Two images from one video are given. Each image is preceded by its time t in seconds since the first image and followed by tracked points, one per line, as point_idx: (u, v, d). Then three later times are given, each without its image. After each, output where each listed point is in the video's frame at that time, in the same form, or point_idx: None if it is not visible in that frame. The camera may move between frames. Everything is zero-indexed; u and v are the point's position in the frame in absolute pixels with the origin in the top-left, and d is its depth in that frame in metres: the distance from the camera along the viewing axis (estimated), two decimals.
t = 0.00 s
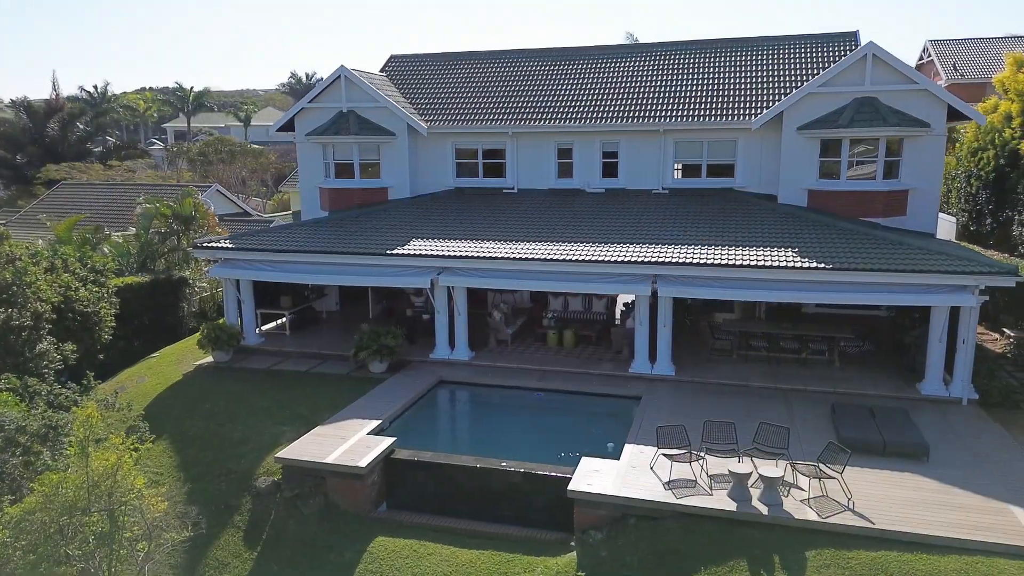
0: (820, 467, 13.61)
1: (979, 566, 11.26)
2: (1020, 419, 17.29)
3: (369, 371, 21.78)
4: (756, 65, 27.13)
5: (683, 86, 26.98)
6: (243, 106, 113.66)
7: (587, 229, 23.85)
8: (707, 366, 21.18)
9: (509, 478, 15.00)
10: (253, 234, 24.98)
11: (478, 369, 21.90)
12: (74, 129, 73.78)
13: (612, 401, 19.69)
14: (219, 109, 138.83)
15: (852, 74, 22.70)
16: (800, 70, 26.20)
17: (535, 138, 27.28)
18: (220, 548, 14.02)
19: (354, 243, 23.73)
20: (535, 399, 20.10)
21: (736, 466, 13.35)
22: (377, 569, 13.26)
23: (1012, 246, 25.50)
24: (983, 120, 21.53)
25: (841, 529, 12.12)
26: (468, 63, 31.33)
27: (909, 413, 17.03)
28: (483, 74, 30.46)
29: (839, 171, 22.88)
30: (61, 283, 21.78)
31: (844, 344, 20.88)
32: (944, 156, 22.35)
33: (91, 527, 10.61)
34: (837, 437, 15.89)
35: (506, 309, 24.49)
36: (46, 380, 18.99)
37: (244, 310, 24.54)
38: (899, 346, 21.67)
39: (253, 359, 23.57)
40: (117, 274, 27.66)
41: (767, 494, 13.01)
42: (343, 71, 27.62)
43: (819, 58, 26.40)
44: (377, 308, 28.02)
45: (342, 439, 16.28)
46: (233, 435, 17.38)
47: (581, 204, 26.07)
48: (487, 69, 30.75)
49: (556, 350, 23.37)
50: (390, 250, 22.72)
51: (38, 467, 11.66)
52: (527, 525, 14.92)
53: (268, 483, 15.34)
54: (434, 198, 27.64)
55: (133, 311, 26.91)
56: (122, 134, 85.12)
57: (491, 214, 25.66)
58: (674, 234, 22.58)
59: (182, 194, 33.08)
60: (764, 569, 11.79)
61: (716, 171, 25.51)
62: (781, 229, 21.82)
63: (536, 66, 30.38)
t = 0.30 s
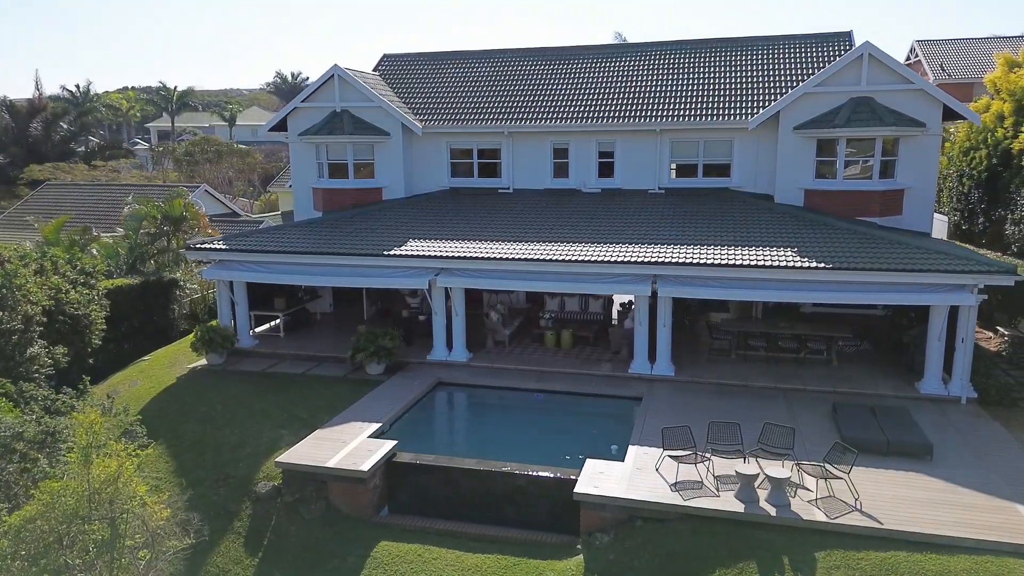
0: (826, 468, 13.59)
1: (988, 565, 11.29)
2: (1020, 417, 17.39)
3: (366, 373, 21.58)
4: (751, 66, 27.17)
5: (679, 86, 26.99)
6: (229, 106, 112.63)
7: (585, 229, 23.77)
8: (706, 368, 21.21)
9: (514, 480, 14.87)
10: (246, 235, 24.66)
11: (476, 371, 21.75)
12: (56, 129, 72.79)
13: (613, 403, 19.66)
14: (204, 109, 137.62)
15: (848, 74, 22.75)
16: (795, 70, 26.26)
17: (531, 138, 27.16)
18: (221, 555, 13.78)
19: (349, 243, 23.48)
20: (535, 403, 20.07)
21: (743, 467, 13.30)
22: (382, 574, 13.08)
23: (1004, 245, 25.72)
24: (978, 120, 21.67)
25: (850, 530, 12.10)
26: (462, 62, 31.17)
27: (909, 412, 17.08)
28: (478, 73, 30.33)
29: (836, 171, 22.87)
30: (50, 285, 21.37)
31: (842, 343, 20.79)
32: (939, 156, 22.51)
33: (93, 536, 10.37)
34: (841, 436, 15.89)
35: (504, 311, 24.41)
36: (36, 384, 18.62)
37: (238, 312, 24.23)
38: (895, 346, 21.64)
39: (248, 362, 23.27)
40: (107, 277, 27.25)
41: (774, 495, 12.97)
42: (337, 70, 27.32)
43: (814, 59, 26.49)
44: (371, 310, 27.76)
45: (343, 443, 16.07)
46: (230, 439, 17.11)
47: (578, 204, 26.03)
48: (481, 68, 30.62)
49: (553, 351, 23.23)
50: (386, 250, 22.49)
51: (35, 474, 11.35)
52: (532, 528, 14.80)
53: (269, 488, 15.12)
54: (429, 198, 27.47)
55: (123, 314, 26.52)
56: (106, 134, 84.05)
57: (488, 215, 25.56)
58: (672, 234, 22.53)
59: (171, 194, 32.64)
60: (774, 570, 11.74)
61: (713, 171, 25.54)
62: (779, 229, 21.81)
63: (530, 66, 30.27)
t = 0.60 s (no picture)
0: (833, 469, 13.53)
1: (998, 566, 11.27)
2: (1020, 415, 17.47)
3: (363, 376, 21.33)
4: (746, 66, 27.19)
5: (675, 86, 26.95)
6: (214, 105, 111.55)
7: (582, 229, 23.67)
8: (705, 369, 21.15)
9: (518, 484, 14.70)
10: (239, 237, 24.31)
11: (475, 373, 21.57)
12: (40, 129, 71.91)
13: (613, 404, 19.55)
14: (189, 108, 136.24)
15: (845, 74, 22.79)
16: (790, 71, 26.31)
17: (527, 137, 27.01)
18: (221, 563, 13.52)
19: (345, 244, 23.23)
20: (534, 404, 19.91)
21: (750, 468, 13.20)
22: None
23: (998, 244, 25.89)
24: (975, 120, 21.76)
25: (860, 532, 12.04)
26: (455, 61, 30.98)
27: (911, 412, 17.09)
28: (471, 73, 30.15)
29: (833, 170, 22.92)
30: (40, 288, 20.96)
31: (841, 342, 20.78)
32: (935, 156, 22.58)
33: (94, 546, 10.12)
34: (844, 436, 15.87)
35: (501, 312, 24.25)
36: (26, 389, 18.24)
37: (231, 314, 23.89)
38: (894, 345, 21.64)
39: (242, 365, 22.94)
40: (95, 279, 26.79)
41: (782, 497, 12.90)
42: (330, 69, 27.00)
43: (809, 59, 26.56)
44: (366, 312, 27.52)
45: (343, 447, 15.83)
46: (227, 444, 16.83)
47: (573, 204, 25.90)
48: (475, 67, 30.44)
49: (551, 352, 23.08)
50: (383, 251, 22.26)
51: (32, 482, 11.03)
52: (536, 532, 14.64)
53: (268, 493, 14.85)
54: (424, 199, 27.26)
55: (113, 317, 26.10)
56: (89, 134, 82.96)
57: (484, 215, 25.39)
58: (670, 233, 22.45)
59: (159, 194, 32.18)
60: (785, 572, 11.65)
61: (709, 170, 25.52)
62: (778, 228, 21.79)
63: (524, 65, 30.15)
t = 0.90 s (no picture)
0: (841, 470, 13.46)
1: (1010, 566, 11.23)
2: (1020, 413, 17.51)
3: (360, 378, 21.07)
4: (742, 66, 27.20)
5: (671, 86, 26.89)
6: (200, 105, 110.44)
7: (579, 229, 23.53)
8: (705, 369, 21.09)
9: (523, 487, 14.53)
10: (232, 238, 23.95)
11: (474, 374, 21.38)
12: (23, 129, 71.21)
13: (614, 405, 19.46)
14: (173, 108, 134.85)
15: (842, 74, 22.79)
16: (786, 71, 26.33)
17: (523, 137, 26.83)
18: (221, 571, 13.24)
19: (341, 245, 22.94)
20: (535, 406, 19.79)
21: (759, 470, 13.11)
22: None
23: (991, 244, 26.04)
24: (970, 119, 21.82)
25: (870, 533, 11.97)
26: (449, 61, 30.78)
27: (913, 411, 17.07)
28: (466, 72, 29.96)
29: (830, 170, 22.97)
30: (29, 290, 20.51)
31: (840, 341, 20.76)
32: (931, 155, 22.65)
33: (94, 556, 9.84)
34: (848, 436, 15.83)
35: (498, 313, 24.10)
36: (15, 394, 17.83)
37: (225, 316, 23.54)
38: (892, 344, 21.66)
39: (236, 368, 22.60)
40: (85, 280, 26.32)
41: (791, 499, 12.81)
42: (323, 67, 26.72)
43: (804, 59, 26.62)
44: (360, 314, 27.23)
45: (344, 451, 15.59)
46: (226, 448, 16.52)
47: (571, 204, 25.78)
48: (469, 67, 30.26)
49: (549, 353, 22.92)
50: (380, 252, 21.99)
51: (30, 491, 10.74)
52: (541, 535, 14.49)
53: (268, 499, 14.59)
54: (419, 199, 27.04)
55: (102, 320, 25.66)
56: (73, 134, 81.92)
57: (480, 215, 25.21)
58: (670, 233, 22.35)
59: (149, 194, 31.72)
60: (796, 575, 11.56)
61: (706, 170, 25.48)
62: (777, 228, 21.75)
63: (518, 65, 30.00)
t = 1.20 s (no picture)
0: (848, 471, 13.39)
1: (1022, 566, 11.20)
2: (1020, 413, 17.55)
3: (357, 381, 20.82)
4: (738, 66, 27.20)
5: (667, 86, 26.84)
6: (185, 104, 109.25)
7: (577, 229, 23.41)
8: (705, 370, 21.03)
9: (528, 491, 14.37)
10: (225, 240, 23.60)
11: (473, 377, 21.22)
12: (5, 129, 70.11)
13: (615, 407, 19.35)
14: (157, 107, 133.31)
15: (840, 74, 22.82)
16: (782, 71, 26.36)
17: (519, 137, 26.66)
18: None
19: (337, 246, 22.66)
20: (535, 408, 19.66)
21: (767, 472, 13.02)
22: None
23: (985, 243, 26.18)
24: (967, 119, 21.88)
25: (880, 535, 11.91)
26: (443, 61, 30.57)
27: (915, 410, 17.06)
28: (460, 72, 29.78)
29: (828, 170, 23.02)
30: (18, 293, 20.08)
31: (840, 341, 20.79)
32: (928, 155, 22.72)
33: (96, 567, 9.56)
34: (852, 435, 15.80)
35: (495, 315, 23.96)
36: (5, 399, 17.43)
37: (218, 319, 23.19)
38: (890, 344, 21.71)
39: (230, 371, 22.25)
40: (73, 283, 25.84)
41: (799, 501, 12.73)
42: (316, 66, 26.40)
43: (800, 59, 26.66)
44: (355, 316, 26.95)
45: (345, 456, 15.35)
46: (223, 454, 16.23)
47: (568, 204, 25.65)
48: (464, 67, 30.08)
49: (548, 354, 22.77)
50: (377, 253, 21.74)
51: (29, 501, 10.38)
52: (547, 539, 14.34)
53: (269, 505, 14.33)
54: (414, 199, 26.81)
55: (91, 323, 25.20)
56: (56, 133, 80.82)
57: (477, 216, 25.02)
58: (668, 233, 22.28)
59: (138, 195, 31.25)
60: None
61: (703, 170, 25.44)
62: (776, 228, 21.71)
63: (513, 65, 29.84)
